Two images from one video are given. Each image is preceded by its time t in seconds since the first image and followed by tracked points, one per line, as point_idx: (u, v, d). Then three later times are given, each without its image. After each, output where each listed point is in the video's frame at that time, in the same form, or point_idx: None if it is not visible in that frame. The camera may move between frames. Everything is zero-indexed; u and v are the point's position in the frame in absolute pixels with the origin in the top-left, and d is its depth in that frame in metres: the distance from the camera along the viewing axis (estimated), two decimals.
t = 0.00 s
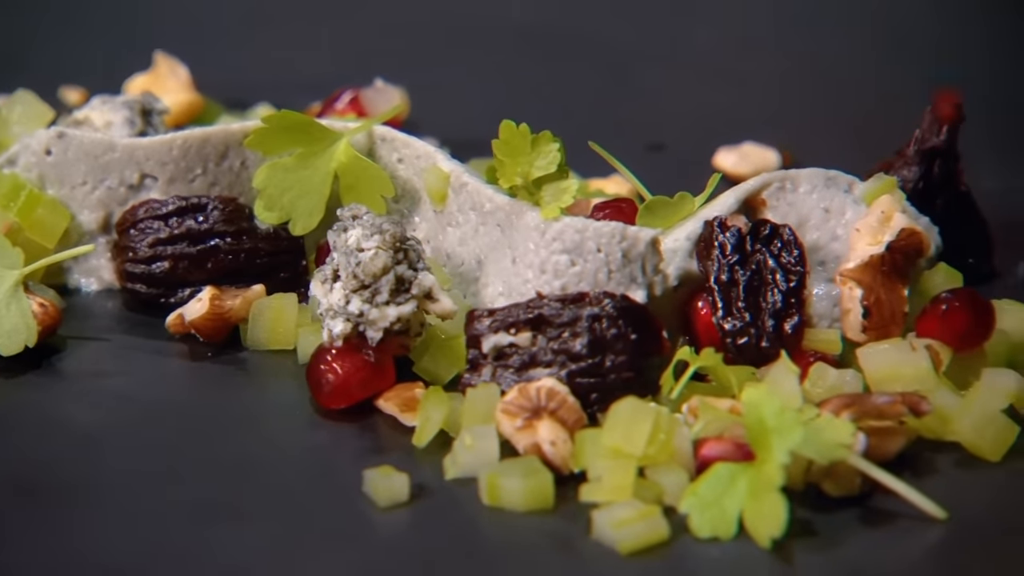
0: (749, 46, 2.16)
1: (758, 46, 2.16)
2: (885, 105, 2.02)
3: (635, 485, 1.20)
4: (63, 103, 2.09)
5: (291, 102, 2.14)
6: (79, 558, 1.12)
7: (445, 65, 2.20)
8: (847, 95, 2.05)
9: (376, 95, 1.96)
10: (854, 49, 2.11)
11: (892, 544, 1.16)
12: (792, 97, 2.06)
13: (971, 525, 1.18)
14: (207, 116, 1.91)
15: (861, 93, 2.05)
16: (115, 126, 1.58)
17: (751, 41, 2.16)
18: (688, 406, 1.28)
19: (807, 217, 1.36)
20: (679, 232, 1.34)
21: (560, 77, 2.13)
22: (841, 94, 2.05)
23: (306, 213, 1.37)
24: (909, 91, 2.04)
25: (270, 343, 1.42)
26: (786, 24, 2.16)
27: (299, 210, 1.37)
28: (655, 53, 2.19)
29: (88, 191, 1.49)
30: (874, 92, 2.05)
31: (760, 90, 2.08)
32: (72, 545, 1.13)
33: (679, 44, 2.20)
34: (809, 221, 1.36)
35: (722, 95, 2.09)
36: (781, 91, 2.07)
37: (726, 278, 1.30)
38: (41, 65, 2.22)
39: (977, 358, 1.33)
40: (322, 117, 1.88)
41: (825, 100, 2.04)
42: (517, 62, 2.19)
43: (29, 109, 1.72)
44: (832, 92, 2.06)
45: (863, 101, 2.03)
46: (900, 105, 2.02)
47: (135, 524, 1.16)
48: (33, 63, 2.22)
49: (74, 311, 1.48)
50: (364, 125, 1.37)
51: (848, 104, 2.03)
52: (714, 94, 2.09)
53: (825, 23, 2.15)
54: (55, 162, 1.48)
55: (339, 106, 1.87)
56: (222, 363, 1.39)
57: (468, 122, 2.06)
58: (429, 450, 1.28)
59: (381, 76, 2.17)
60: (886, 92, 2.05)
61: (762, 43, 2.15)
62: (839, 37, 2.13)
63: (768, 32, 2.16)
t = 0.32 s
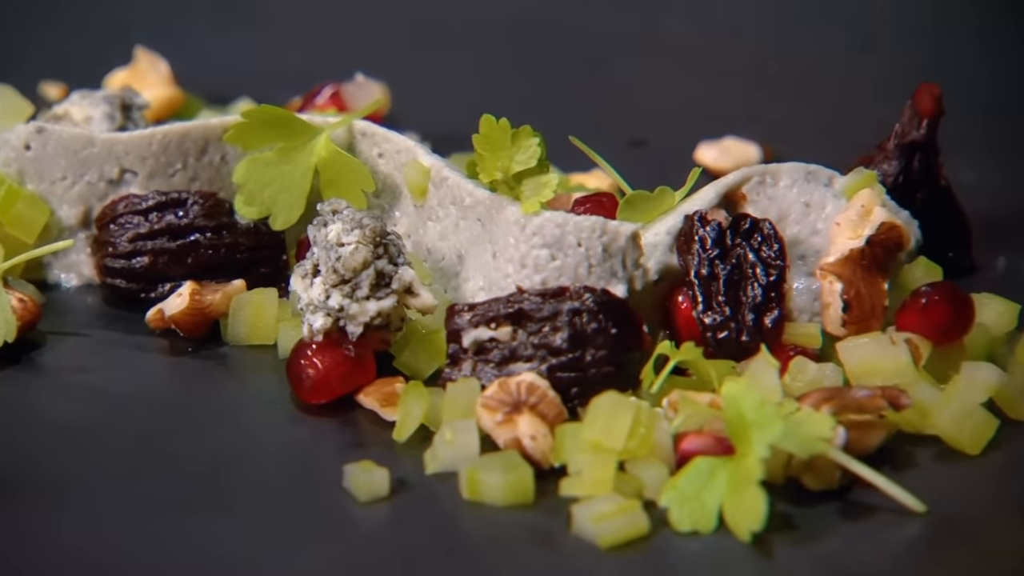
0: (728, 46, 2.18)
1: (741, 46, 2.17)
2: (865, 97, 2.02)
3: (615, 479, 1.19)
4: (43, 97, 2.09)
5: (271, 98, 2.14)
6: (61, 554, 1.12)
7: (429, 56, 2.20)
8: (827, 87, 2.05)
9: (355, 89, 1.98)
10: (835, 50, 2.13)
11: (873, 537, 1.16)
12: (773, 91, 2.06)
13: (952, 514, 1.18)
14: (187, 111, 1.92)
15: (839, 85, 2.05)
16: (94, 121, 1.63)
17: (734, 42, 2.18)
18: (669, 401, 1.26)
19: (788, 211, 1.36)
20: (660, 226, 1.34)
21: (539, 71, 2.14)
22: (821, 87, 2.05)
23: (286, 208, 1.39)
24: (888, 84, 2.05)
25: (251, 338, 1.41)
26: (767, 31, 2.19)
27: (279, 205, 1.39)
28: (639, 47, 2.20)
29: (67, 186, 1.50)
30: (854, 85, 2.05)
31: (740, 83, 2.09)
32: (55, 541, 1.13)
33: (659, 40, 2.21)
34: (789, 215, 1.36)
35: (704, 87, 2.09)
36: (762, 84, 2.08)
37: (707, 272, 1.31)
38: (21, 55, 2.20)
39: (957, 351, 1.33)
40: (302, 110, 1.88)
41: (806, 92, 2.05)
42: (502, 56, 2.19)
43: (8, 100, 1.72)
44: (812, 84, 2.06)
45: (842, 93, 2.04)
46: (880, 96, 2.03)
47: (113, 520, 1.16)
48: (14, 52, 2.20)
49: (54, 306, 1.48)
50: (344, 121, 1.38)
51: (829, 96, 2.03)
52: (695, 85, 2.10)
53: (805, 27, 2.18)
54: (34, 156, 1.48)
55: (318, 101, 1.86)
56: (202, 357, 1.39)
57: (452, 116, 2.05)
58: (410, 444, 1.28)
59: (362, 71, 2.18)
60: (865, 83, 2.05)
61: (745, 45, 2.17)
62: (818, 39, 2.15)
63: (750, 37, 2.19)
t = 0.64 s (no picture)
0: (709, 39, 2.18)
1: (727, 40, 2.17)
2: (843, 93, 2.04)
3: (596, 475, 1.18)
4: (24, 93, 2.09)
5: (255, 95, 2.14)
6: (42, 552, 1.11)
7: (415, 52, 2.20)
8: (806, 82, 2.06)
9: (336, 85, 1.99)
10: (820, 43, 2.13)
11: (852, 532, 1.15)
12: (752, 87, 2.06)
13: (934, 507, 1.18)
14: (168, 108, 1.93)
15: (820, 81, 2.06)
16: (75, 117, 1.65)
17: (720, 35, 2.17)
18: (650, 396, 1.25)
19: (768, 206, 1.37)
20: (641, 222, 1.34)
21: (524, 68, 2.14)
22: (801, 82, 2.06)
23: (267, 204, 1.39)
24: (866, 79, 2.06)
25: (232, 334, 1.41)
26: (754, 21, 2.18)
27: (260, 201, 1.39)
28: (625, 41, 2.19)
29: (48, 182, 1.49)
30: (833, 80, 2.06)
31: (721, 79, 2.09)
32: (36, 539, 1.13)
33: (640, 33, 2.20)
34: (770, 210, 1.37)
35: (686, 83, 2.09)
36: (742, 80, 2.08)
37: (688, 268, 1.31)
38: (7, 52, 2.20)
39: (937, 347, 1.33)
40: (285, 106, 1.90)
41: (787, 88, 2.05)
42: (488, 52, 2.18)
43: None
44: (791, 80, 2.07)
45: (821, 88, 2.04)
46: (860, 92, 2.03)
47: (92, 517, 1.16)
48: None
49: (34, 303, 1.48)
50: (325, 116, 1.38)
51: (808, 91, 2.04)
52: (680, 83, 2.10)
53: (791, 18, 2.17)
54: (14, 152, 1.48)
55: (301, 97, 1.88)
56: (183, 354, 1.39)
57: (437, 113, 2.05)
58: (391, 440, 1.28)
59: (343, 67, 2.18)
60: (841, 79, 2.06)
61: (731, 38, 2.17)
62: (798, 33, 2.15)
63: (736, 28, 2.18)
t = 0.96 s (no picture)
0: (693, 38, 2.18)
1: (711, 38, 2.17)
2: (827, 89, 2.04)
3: (579, 472, 1.18)
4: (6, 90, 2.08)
5: (239, 92, 2.14)
6: (22, 551, 1.11)
7: (399, 48, 2.19)
8: (791, 79, 2.06)
9: (320, 82, 1.99)
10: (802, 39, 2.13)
11: (834, 528, 1.15)
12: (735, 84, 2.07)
13: (917, 502, 1.18)
14: (149, 105, 1.94)
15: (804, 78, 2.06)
16: (57, 114, 1.65)
17: (704, 34, 2.18)
18: (633, 393, 1.25)
19: (751, 203, 1.37)
20: (624, 218, 1.34)
21: (509, 66, 2.14)
22: (786, 79, 2.06)
23: (249, 202, 1.40)
24: (847, 75, 2.06)
25: (215, 332, 1.41)
26: (738, 20, 2.19)
27: (242, 198, 1.40)
28: (610, 39, 2.19)
29: (29, 180, 1.49)
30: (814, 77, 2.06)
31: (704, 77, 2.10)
32: (17, 537, 1.13)
33: (623, 30, 2.21)
34: (753, 207, 1.37)
35: (670, 80, 2.09)
36: (727, 78, 2.08)
37: (671, 265, 1.31)
38: None
39: (920, 343, 1.34)
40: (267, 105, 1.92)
41: (771, 85, 2.05)
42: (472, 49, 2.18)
43: None
44: (773, 76, 2.07)
45: (804, 85, 2.04)
46: (844, 89, 2.04)
47: (73, 515, 1.16)
48: None
49: (17, 300, 1.48)
50: (308, 113, 1.38)
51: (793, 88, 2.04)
52: (665, 80, 2.10)
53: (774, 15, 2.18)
54: None
55: (282, 94, 1.92)
56: (165, 351, 1.39)
57: (420, 109, 2.05)
58: (374, 437, 1.27)
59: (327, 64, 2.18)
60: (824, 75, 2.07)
61: (715, 36, 2.17)
62: (782, 31, 2.15)
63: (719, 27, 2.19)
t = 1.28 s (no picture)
0: (680, 35, 2.18)
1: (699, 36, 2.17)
2: (813, 87, 2.04)
3: (564, 469, 1.18)
4: None
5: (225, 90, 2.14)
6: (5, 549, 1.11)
7: (387, 47, 2.19)
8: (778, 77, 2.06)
9: (305, 80, 1.99)
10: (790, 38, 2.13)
11: (821, 524, 1.15)
12: (721, 82, 2.07)
13: (903, 497, 1.18)
14: (135, 102, 1.94)
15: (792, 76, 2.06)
16: (42, 112, 1.64)
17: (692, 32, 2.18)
18: (618, 390, 1.25)
19: (736, 200, 1.37)
20: (609, 216, 1.34)
21: (497, 64, 2.14)
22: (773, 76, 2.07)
23: (234, 200, 1.40)
24: (834, 74, 2.07)
25: (200, 330, 1.41)
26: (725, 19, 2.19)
27: (227, 197, 1.40)
28: (597, 38, 2.20)
29: (14, 178, 1.49)
30: (800, 75, 2.07)
31: (691, 75, 2.09)
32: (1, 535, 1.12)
33: (610, 29, 2.21)
34: (738, 204, 1.37)
35: (658, 78, 2.10)
36: (714, 76, 2.08)
37: (656, 262, 1.31)
38: None
39: (905, 340, 1.34)
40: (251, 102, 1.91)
41: (758, 83, 2.05)
42: (460, 47, 2.18)
43: None
44: (760, 74, 2.07)
45: (790, 83, 2.05)
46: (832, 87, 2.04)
47: (57, 513, 1.15)
48: None
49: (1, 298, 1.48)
50: (293, 111, 1.39)
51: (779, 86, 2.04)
52: (652, 78, 2.10)
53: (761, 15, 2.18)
54: None
55: (268, 91, 1.91)
56: (151, 349, 1.39)
57: (407, 107, 2.05)
58: (359, 436, 1.27)
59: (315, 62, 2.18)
60: (810, 75, 2.07)
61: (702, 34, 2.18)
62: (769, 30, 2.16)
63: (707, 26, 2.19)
